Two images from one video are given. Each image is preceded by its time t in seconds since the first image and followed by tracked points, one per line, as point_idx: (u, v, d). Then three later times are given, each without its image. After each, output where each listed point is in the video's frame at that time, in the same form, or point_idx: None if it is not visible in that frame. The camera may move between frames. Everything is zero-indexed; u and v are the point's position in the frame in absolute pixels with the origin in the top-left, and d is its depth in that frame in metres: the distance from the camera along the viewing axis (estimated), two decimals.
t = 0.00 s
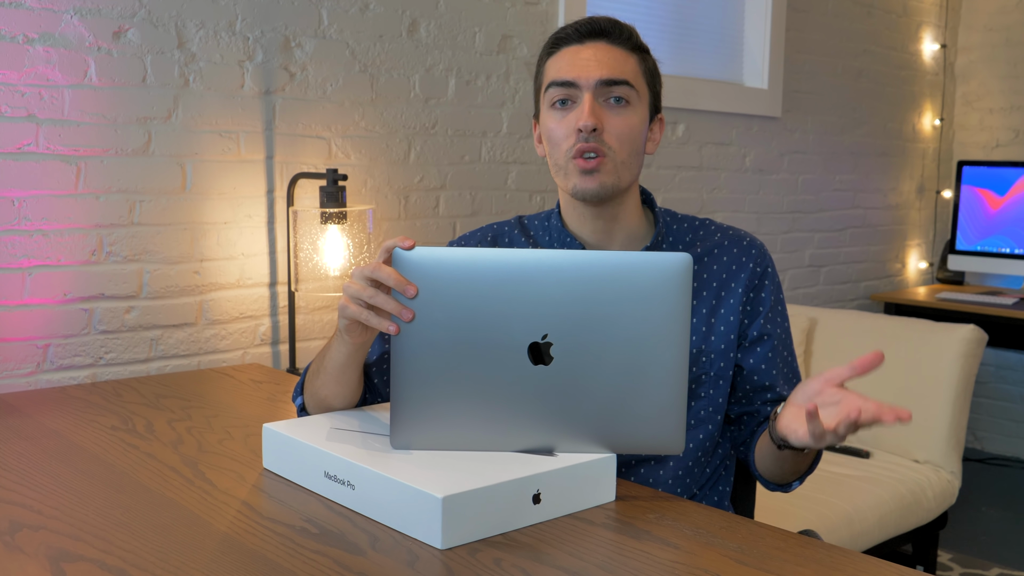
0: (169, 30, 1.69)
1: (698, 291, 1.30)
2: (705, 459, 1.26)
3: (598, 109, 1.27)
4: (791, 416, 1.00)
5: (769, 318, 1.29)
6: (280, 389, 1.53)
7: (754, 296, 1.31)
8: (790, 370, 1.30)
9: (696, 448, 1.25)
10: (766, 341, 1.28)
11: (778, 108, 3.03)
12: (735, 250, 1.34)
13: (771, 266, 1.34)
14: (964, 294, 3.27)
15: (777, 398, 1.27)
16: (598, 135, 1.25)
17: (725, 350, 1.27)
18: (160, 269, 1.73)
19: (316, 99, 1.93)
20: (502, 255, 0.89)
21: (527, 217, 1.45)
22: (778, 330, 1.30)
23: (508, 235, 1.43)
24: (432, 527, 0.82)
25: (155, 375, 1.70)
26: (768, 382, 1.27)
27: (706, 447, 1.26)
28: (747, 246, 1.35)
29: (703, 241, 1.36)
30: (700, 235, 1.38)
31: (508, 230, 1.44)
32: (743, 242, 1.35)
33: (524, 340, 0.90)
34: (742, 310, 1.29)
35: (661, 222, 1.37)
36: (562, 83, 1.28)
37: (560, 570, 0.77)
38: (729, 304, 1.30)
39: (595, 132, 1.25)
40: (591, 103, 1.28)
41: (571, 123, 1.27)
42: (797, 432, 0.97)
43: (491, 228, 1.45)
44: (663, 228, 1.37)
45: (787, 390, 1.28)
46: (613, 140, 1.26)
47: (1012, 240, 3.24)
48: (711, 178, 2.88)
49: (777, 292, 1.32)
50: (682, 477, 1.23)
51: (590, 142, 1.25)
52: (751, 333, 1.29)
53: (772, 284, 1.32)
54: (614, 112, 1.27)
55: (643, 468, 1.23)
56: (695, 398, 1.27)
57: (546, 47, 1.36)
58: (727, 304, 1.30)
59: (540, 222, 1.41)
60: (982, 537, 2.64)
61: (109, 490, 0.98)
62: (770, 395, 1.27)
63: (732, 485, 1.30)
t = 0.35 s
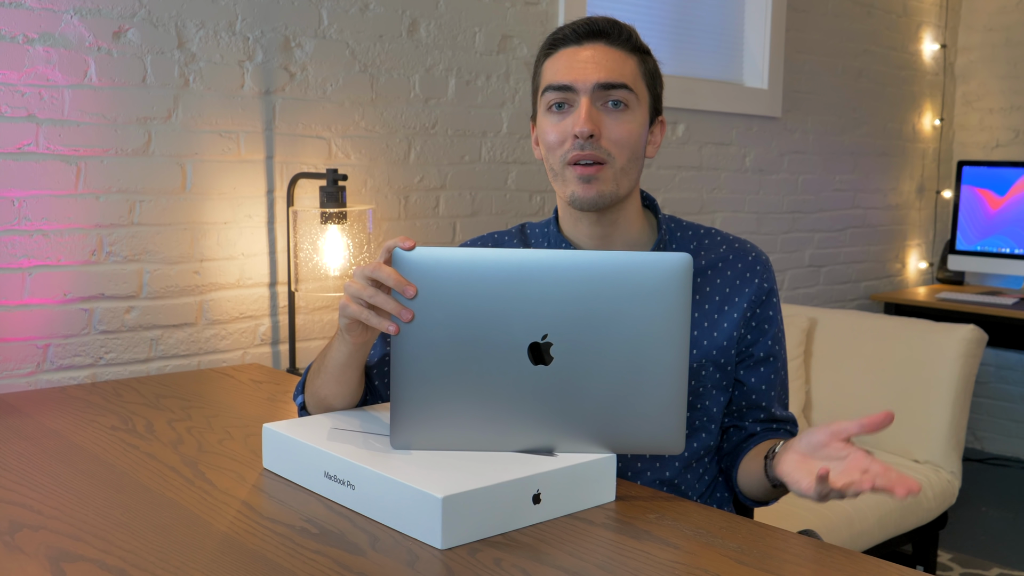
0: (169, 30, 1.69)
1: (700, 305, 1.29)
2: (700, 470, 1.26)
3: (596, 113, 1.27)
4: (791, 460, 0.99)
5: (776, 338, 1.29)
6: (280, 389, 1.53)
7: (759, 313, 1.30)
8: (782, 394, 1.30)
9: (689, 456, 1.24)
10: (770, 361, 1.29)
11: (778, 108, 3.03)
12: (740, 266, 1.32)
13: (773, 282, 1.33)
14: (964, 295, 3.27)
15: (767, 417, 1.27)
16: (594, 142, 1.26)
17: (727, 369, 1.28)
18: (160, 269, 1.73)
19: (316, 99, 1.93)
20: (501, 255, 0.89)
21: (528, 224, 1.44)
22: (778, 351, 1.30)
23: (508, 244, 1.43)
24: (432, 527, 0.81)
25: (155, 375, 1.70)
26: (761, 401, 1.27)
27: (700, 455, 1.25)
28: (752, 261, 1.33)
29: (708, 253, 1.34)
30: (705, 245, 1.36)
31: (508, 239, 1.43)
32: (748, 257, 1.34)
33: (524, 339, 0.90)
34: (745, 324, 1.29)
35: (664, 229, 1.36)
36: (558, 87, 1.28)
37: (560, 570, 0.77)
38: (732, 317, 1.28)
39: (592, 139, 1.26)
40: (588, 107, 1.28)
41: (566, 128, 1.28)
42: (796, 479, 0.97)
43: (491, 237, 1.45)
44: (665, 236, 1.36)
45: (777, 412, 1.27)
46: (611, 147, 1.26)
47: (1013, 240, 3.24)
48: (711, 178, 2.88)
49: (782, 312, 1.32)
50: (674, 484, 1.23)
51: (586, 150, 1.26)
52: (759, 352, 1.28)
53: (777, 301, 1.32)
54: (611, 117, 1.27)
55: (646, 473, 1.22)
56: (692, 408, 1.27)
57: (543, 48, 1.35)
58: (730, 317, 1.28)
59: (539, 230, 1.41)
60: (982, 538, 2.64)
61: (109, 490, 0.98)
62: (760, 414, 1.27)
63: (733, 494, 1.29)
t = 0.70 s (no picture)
0: (169, 30, 1.69)
1: (699, 309, 1.29)
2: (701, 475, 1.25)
3: (587, 131, 1.27)
4: (815, 457, 1.03)
5: (777, 341, 1.28)
6: (280, 389, 1.53)
7: (760, 317, 1.29)
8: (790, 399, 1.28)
9: (689, 460, 1.24)
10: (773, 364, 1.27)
11: (778, 108, 3.03)
12: (740, 271, 1.32)
13: (775, 286, 1.32)
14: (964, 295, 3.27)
15: (775, 422, 1.25)
16: (585, 161, 1.25)
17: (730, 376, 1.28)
18: (160, 269, 1.73)
19: (316, 99, 1.93)
20: (501, 254, 0.89)
21: (527, 224, 1.44)
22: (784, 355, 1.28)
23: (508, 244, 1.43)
24: (432, 527, 0.82)
25: (155, 375, 1.70)
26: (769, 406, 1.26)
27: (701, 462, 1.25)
28: (752, 266, 1.32)
29: (707, 258, 1.34)
30: (705, 249, 1.36)
31: (507, 240, 1.43)
32: (748, 262, 1.33)
33: (524, 339, 0.90)
34: (745, 329, 1.28)
35: (665, 232, 1.37)
36: (550, 101, 1.28)
37: (560, 570, 0.77)
38: (730, 321, 1.28)
39: (583, 158, 1.25)
40: (580, 124, 1.27)
41: (558, 145, 1.28)
42: (822, 477, 1.00)
43: (490, 236, 1.45)
44: (665, 239, 1.37)
45: (786, 417, 1.26)
46: (602, 165, 1.26)
47: (1012, 240, 3.24)
48: (711, 178, 2.88)
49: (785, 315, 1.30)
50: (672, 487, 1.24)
51: (577, 169, 1.26)
52: (761, 356, 1.27)
53: (779, 305, 1.30)
54: (602, 134, 1.27)
55: (644, 476, 1.22)
56: (691, 413, 1.27)
57: (537, 52, 1.33)
58: (729, 322, 1.28)
59: (539, 231, 1.41)
60: (982, 538, 2.64)
61: (109, 490, 0.98)
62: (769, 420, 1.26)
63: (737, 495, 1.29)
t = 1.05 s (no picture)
0: (169, 30, 1.69)
1: (698, 307, 1.29)
2: (706, 476, 1.25)
3: (585, 137, 1.27)
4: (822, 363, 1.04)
5: (785, 332, 1.26)
6: (280, 389, 1.53)
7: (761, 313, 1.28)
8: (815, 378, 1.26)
9: (690, 461, 1.24)
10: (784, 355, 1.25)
11: (778, 108, 3.03)
12: (738, 267, 1.32)
13: (775, 280, 1.32)
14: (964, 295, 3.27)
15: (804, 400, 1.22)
16: (585, 168, 1.26)
17: (737, 374, 1.26)
18: (160, 269, 1.73)
19: (316, 99, 1.93)
20: (501, 254, 0.89)
21: (527, 224, 1.44)
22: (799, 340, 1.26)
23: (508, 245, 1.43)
24: (432, 527, 0.81)
25: (155, 375, 1.70)
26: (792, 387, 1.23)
27: (706, 465, 1.25)
28: (750, 262, 1.33)
29: (705, 254, 1.34)
30: (703, 247, 1.36)
31: (508, 239, 1.43)
32: (746, 259, 1.33)
33: (524, 339, 0.90)
34: (747, 323, 1.27)
35: (664, 230, 1.37)
36: (547, 108, 1.27)
37: (559, 570, 0.77)
38: (728, 315, 1.29)
39: (582, 166, 1.26)
40: (579, 131, 1.27)
41: (557, 153, 1.28)
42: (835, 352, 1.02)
43: (490, 236, 1.45)
44: (664, 236, 1.37)
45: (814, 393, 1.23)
46: (603, 172, 1.26)
47: (1013, 240, 3.24)
48: (711, 178, 2.88)
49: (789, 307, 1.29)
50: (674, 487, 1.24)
51: (578, 177, 1.26)
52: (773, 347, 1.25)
53: (780, 299, 1.30)
54: (602, 140, 1.27)
55: (645, 476, 1.22)
56: (693, 412, 1.27)
57: (533, 57, 1.32)
58: (727, 316, 1.29)
59: (540, 230, 1.41)
60: (982, 538, 2.64)
61: (109, 490, 0.98)
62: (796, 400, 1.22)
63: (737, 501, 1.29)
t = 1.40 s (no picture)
0: (169, 30, 1.69)
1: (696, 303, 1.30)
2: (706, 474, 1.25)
3: (582, 123, 1.27)
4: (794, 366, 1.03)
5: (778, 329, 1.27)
6: (280, 389, 1.53)
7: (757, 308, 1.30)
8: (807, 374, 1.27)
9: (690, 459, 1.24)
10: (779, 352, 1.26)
11: (778, 108, 3.03)
12: (736, 263, 1.33)
13: (773, 275, 1.32)
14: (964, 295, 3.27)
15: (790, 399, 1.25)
16: (583, 153, 1.26)
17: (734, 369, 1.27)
18: (160, 269, 1.73)
19: (316, 99, 1.93)
20: (501, 255, 0.89)
21: (526, 223, 1.44)
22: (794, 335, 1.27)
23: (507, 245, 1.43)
24: (432, 527, 0.82)
25: (155, 375, 1.70)
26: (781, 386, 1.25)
27: (706, 463, 1.25)
28: (748, 258, 1.33)
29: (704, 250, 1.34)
30: (701, 244, 1.37)
31: (507, 240, 1.43)
32: (744, 254, 1.34)
33: (524, 340, 0.90)
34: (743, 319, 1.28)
35: (661, 227, 1.36)
36: (544, 95, 1.27)
37: (560, 570, 0.77)
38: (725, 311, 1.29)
39: (580, 150, 1.26)
40: (575, 116, 1.27)
41: (553, 139, 1.28)
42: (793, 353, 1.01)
43: (489, 236, 1.45)
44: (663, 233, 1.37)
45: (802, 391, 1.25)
46: (600, 157, 1.26)
47: (1012, 240, 3.24)
48: (711, 178, 2.88)
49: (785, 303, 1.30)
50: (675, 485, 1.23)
51: (576, 162, 1.26)
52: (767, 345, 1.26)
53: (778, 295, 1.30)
54: (599, 126, 1.27)
55: (644, 475, 1.22)
56: (692, 410, 1.26)
57: (530, 50, 1.33)
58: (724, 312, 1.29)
59: (536, 230, 1.40)
60: (982, 537, 2.64)
61: (109, 490, 0.98)
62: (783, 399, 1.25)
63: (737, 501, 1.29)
